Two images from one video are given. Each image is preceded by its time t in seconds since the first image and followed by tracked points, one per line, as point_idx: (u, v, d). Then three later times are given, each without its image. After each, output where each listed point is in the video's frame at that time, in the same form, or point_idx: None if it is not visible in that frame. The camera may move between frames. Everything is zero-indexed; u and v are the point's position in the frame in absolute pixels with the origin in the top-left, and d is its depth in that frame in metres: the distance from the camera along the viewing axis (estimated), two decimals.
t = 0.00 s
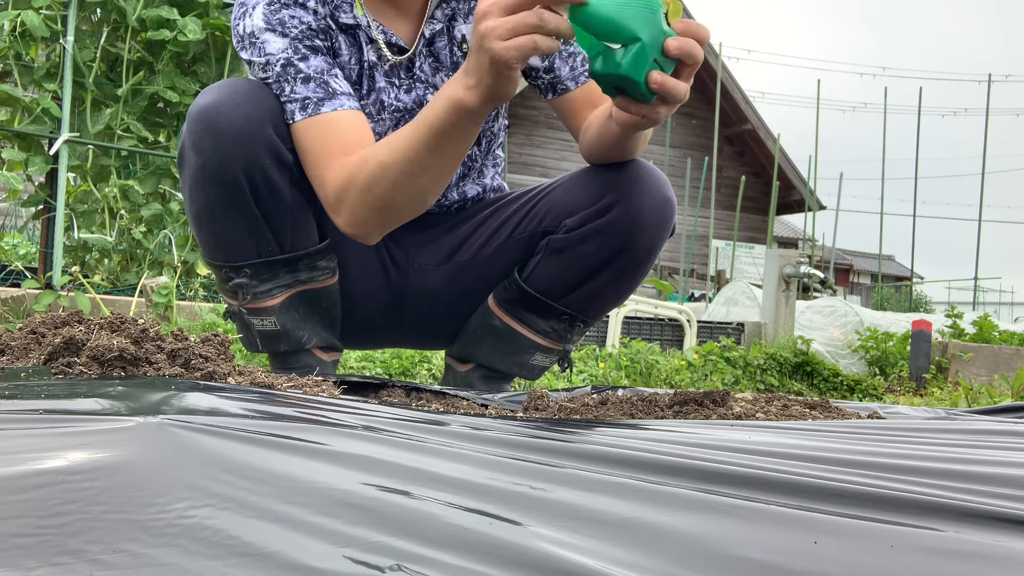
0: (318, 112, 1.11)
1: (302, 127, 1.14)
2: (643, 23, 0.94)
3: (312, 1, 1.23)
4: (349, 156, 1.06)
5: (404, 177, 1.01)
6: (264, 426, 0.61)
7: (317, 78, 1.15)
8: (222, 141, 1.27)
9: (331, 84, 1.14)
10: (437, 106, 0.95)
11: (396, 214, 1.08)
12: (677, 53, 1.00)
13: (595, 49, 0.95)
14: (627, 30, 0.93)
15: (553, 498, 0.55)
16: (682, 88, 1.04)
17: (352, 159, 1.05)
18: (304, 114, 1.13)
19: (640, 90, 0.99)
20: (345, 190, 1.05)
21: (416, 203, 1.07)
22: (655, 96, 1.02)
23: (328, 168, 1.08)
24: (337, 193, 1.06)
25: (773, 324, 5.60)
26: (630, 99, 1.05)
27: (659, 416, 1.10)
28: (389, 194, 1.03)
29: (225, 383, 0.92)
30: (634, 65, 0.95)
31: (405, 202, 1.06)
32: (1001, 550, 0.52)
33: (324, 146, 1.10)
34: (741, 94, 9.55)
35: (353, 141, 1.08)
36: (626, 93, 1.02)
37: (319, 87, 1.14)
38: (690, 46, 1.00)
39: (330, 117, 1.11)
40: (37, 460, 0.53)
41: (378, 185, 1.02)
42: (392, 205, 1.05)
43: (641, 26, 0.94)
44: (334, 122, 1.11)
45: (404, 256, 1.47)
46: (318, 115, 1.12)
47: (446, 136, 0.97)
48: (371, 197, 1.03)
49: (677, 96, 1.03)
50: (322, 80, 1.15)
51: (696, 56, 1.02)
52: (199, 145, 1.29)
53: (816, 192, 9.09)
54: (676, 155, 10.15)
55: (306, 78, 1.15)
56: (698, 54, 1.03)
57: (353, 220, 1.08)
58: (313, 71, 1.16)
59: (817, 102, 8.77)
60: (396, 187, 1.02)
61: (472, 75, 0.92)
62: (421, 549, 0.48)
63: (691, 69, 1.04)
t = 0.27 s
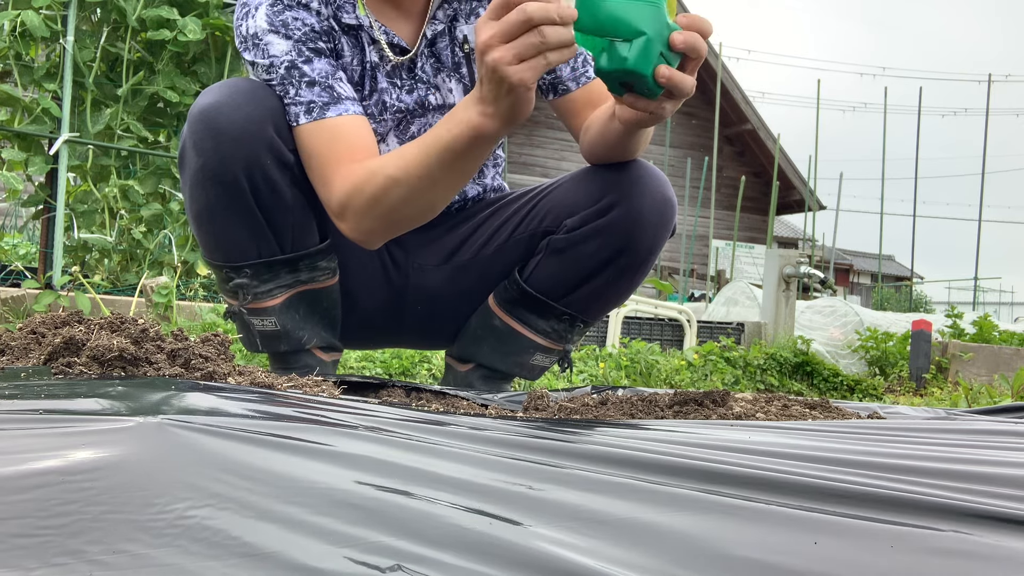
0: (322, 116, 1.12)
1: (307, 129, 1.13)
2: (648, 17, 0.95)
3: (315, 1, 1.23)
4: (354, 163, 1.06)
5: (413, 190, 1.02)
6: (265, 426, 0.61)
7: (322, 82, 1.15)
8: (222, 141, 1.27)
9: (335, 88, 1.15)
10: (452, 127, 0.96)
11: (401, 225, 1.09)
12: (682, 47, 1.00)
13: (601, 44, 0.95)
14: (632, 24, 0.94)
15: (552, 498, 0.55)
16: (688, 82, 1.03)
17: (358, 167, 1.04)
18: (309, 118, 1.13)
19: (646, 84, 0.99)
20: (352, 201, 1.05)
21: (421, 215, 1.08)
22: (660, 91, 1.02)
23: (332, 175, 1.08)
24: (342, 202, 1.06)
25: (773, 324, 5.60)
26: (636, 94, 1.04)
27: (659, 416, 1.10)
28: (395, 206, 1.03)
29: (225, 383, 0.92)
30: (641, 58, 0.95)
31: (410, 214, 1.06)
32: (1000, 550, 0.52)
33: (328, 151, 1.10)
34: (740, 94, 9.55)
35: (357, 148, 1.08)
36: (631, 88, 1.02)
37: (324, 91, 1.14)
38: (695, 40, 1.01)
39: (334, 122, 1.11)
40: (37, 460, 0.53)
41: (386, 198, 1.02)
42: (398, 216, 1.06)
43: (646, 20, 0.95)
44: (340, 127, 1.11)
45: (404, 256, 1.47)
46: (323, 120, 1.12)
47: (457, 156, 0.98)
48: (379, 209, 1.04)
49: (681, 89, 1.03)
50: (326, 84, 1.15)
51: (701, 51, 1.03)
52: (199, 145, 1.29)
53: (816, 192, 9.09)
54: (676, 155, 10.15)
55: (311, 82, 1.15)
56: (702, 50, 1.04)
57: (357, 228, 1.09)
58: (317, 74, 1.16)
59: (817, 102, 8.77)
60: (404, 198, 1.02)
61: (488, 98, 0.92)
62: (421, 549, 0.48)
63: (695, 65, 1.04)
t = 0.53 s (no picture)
0: (325, 118, 1.12)
1: (309, 131, 1.13)
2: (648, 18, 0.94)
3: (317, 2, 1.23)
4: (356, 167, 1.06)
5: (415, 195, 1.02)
6: (265, 426, 0.61)
7: (324, 84, 1.15)
8: (223, 141, 1.27)
9: (337, 90, 1.15)
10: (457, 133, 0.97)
11: (401, 229, 1.10)
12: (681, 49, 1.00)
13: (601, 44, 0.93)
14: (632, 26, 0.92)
15: (552, 499, 0.55)
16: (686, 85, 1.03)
17: (360, 170, 1.05)
18: (311, 119, 1.13)
19: (643, 85, 0.99)
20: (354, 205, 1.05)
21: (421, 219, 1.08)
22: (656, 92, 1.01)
23: (334, 177, 1.08)
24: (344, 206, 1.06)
25: (773, 324, 5.61)
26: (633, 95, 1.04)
27: (659, 416, 1.10)
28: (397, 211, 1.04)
29: (225, 383, 0.92)
30: (641, 60, 0.94)
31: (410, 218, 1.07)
32: (1000, 550, 0.52)
33: (330, 152, 1.10)
34: (740, 94, 9.55)
35: (359, 150, 1.08)
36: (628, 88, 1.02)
37: (326, 93, 1.14)
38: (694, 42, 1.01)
39: (336, 123, 1.11)
40: (37, 460, 0.53)
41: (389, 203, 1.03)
42: (399, 220, 1.06)
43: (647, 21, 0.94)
44: (342, 128, 1.11)
45: (404, 256, 1.47)
46: (325, 121, 1.12)
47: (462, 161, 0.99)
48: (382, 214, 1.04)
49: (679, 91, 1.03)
50: (329, 86, 1.15)
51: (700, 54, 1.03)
52: (200, 144, 1.29)
53: (816, 192, 9.09)
54: (676, 155, 10.15)
55: (313, 84, 1.15)
56: (699, 52, 1.03)
57: (357, 230, 1.09)
58: (320, 76, 1.16)
59: (817, 102, 8.78)
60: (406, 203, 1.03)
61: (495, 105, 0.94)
62: (421, 549, 0.48)
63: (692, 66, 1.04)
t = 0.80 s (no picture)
0: (328, 123, 1.12)
1: (311, 135, 1.13)
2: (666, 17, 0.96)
3: (318, 2, 1.23)
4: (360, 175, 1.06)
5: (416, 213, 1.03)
6: (265, 426, 0.61)
7: (328, 88, 1.15)
8: (223, 141, 1.27)
9: (341, 94, 1.15)
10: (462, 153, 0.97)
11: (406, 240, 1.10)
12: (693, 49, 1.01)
13: (615, 36, 0.96)
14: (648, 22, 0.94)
15: (552, 499, 0.55)
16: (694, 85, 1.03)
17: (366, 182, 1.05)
18: (315, 123, 1.13)
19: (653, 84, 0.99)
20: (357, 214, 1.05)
21: (427, 232, 1.08)
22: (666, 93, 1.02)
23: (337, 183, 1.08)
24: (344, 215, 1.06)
25: (773, 324, 5.61)
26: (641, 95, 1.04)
27: (659, 416, 1.10)
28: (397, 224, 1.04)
29: (226, 383, 0.91)
30: (652, 56, 0.95)
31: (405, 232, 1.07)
32: (999, 550, 0.52)
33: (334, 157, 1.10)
34: (740, 94, 9.55)
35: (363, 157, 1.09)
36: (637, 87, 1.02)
37: (330, 98, 1.14)
38: (707, 45, 1.02)
39: (340, 130, 1.11)
40: (37, 459, 0.53)
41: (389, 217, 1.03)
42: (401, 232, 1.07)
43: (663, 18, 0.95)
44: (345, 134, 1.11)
45: (404, 256, 1.46)
46: (328, 126, 1.12)
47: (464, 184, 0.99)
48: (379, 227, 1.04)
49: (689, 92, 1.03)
50: (333, 91, 1.15)
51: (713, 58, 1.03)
52: (200, 144, 1.29)
53: (816, 192, 9.09)
54: (676, 155, 10.15)
55: (318, 88, 1.15)
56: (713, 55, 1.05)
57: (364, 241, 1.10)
58: (324, 79, 1.16)
59: (817, 102, 8.78)
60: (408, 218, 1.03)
61: (509, 148, 0.94)
62: (421, 549, 0.48)
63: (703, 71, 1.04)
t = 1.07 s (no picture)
0: (334, 124, 1.11)
1: (315, 138, 1.13)
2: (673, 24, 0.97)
3: (318, 2, 1.23)
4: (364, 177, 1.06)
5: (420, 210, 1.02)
6: (265, 426, 0.61)
7: (333, 89, 1.15)
8: (224, 141, 1.27)
9: (346, 95, 1.15)
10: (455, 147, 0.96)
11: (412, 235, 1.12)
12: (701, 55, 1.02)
13: (624, 47, 0.98)
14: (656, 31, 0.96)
15: (553, 499, 0.55)
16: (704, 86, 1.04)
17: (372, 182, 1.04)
18: (320, 125, 1.13)
19: (664, 91, 1.01)
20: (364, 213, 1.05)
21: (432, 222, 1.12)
22: (677, 99, 1.03)
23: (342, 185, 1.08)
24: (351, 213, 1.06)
25: (773, 324, 5.61)
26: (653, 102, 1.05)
27: (659, 416, 1.10)
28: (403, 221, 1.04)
29: (226, 383, 0.91)
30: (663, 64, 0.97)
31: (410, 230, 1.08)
32: (999, 550, 0.52)
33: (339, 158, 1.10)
34: (740, 94, 9.55)
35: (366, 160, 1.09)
36: (649, 95, 1.04)
37: (335, 98, 1.14)
38: (714, 49, 1.03)
39: (344, 130, 1.11)
40: (37, 460, 0.53)
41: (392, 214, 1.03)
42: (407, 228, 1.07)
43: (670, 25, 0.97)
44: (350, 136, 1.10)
45: (404, 256, 1.46)
46: (333, 127, 1.12)
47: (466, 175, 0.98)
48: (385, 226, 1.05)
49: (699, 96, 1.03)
50: (338, 91, 1.15)
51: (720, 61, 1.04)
52: (201, 144, 1.29)
53: (816, 192, 9.09)
54: (676, 155, 10.16)
55: (322, 89, 1.15)
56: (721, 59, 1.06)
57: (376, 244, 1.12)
58: (328, 81, 1.16)
59: (817, 102, 8.78)
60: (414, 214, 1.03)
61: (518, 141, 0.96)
62: (422, 549, 0.48)
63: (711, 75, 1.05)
